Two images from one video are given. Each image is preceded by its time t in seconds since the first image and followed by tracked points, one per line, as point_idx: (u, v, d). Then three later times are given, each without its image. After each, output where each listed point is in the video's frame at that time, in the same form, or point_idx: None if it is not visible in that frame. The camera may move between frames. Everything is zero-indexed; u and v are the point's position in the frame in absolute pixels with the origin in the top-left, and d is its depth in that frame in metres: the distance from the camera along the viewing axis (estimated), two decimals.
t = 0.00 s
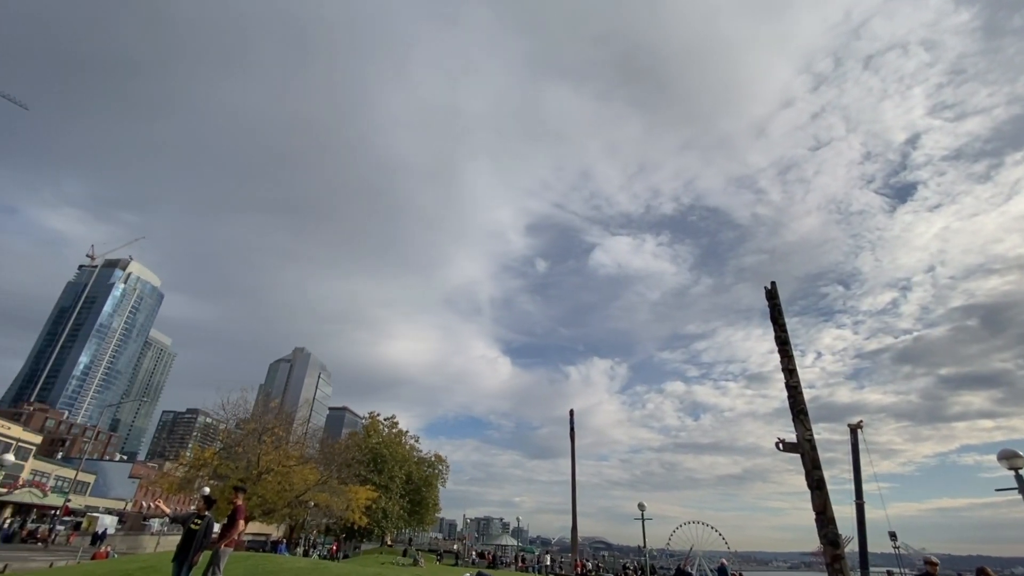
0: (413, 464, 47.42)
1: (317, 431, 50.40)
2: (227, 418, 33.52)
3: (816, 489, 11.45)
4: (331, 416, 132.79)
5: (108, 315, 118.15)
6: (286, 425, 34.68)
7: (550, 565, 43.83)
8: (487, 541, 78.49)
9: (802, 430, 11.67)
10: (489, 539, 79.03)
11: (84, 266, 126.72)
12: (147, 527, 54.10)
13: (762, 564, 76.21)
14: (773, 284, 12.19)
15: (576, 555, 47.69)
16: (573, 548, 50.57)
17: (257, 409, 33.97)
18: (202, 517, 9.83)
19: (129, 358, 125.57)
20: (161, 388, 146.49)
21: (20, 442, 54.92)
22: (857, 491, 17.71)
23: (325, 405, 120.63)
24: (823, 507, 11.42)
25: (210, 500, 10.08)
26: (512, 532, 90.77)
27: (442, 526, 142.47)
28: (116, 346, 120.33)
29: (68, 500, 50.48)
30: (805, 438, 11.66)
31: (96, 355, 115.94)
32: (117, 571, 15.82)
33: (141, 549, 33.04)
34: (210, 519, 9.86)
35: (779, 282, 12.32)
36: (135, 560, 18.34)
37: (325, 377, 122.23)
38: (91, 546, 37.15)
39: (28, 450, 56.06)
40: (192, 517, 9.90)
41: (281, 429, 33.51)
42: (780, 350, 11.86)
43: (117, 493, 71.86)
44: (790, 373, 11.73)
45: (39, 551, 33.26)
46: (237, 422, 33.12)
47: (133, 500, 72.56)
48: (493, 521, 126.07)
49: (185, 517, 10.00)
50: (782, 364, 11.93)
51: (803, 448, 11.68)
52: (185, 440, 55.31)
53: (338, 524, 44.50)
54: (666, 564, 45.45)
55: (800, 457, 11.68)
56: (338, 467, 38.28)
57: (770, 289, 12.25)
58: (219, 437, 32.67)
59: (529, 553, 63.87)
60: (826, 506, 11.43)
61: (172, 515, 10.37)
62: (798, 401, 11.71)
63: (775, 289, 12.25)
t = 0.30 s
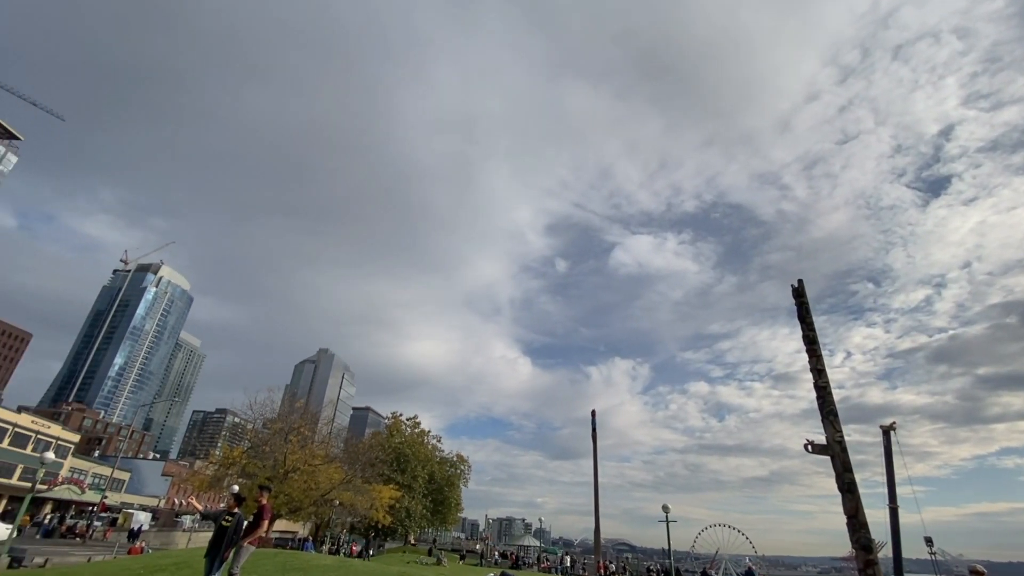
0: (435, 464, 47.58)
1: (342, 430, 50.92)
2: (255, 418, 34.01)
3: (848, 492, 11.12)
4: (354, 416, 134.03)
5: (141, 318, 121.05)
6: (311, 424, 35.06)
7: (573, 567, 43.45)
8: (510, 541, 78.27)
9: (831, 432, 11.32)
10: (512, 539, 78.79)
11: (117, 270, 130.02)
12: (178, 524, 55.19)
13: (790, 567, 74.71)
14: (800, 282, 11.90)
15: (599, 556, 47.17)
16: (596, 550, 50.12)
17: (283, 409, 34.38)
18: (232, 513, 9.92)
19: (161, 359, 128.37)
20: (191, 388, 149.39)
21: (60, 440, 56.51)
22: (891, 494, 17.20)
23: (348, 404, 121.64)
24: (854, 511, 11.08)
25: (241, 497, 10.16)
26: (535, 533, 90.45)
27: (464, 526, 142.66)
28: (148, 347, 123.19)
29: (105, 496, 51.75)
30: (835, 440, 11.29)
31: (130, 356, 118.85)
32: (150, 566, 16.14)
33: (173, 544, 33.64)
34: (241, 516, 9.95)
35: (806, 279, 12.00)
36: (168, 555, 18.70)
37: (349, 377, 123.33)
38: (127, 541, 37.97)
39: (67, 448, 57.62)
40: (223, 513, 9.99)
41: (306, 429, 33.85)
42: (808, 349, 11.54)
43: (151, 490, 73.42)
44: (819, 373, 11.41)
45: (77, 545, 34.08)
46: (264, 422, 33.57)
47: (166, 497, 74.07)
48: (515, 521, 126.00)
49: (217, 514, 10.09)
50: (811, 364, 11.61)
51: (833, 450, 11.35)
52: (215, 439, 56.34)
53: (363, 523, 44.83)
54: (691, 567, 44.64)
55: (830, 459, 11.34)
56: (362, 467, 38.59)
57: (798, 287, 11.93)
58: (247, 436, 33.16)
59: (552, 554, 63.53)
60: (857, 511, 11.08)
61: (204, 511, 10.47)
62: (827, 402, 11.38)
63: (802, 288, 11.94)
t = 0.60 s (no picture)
0: (457, 463, 47.68)
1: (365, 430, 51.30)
2: (281, 418, 34.41)
3: (880, 494, 10.80)
4: (377, 416, 135.14)
5: (171, 321, 123.65)
6: (335, 424, 35.38)
7: (597, 568, 43.13)
8: (532, 540, 78.00)
9: (862, 433, 11.01)
10: (534, 539, 78.53)
11: (149, 274, 133.01)
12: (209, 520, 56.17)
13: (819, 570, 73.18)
14: (828, 279, 11.58)
15: (622, 557, 46.76)
16: (620, 552, 49.58)
17: (307, 408, 34.75)
18: (262, 510, 9.98)
19: (191, 361, 130.97)
20: (220, 388, 152.08)
21: (96, 438, 57.89)
22: (925, 496, 16.70)
23: (371, 404, 122.60)
24: (886, 514, 10.76)
25: (270, 495, 10.23)
26: (558, 533, 90.05)
27: (486, 526, 142.81)
28: (179, 349, 125.72)
29: (139, 493, 52.86)
30: (866, 441, 10.99)
31: (162, 358, 121.39)
32: (183, 561, 16.42)
33: (204, 541, 34.19)
34: (269, 514, 10.00)
35: (833, 276, 11.69)
36: (198, 551, 18.97)
37: (371, 377, 124.27)
38: (161, 537, 38.70)
39: (103, 446, 59.00)
40: (253, 510, 10.08)
41: (331, 428, 34.16)
42: (837, 348, 11.24)
43: (182, 487, 74.86)
44: (849, 373, 11.11)
45: (113, 541, 34.86)
46: (290, 421, 33.95)
47: (196, 494, 75.46)
48: (537, 521, 125.68)
49: (246, 512, 10.21)
50: (841, 363, 11.32)
51: (864, 451, 11.03)
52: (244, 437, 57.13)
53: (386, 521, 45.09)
54: (716, 569, 43.95)
55: (861, 460, 11.04)
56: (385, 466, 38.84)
57: (825, 285, 11.63)
58: (273, 436, 33.56)
59: (575, 554, 63.19)
60: (890, 514, 10.76)
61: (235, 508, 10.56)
62: (857, 402, 11.07)
63: (830, 285, 11.63)
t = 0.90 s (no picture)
0: (478, 463, 47.75)
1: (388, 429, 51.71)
2: (305, 417, 34.82)
3: (913, 497, 10.45)
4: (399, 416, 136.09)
5: (199, 323, 126.16)
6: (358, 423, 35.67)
7: (620, 568, 42.82)
8: (555, 540, 77.76)
9: (893, 433, 10.68)
10: (557, 538, 78.27)
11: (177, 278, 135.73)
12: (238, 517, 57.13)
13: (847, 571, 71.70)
14: (856, 276, 11.26)
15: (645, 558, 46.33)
16: (643, 552, 49.10)
17: (331, 408, 35.09)
18: (288, 508, 10.01)
19: (218, 362, 133.39)
20: (246, 388, 154.65)
21: (130, 437, 59.30)
22: (960, 497, 16.19)
23: (393, 404, 123.43)
24: (920, 517, 10.41)
25: (296, 493, 10.26)
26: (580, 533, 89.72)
27: (507, 525, 142.95)
28: (207, 350, 128.20)
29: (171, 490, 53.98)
30: (898, 442, 10.65)
31: (191, 359, 123.93)
32: (213, 557, 16.65)
33: (233, 537, 34.72)
34: (296, 511, 10.03)
35: (861, 273, 11.35)
36: (228, 547, 19.28)
37: (393, 377, 125.12)
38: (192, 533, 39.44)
39: (136, 445, 60.41)
40: (280, 509, 10.11)
41: (354, 427, 34.48)
42: (866, 345, 10.93)
43: (211, 485, 76.31)
44: (879, 372, 10.80)
45: (147, 536, 35.67)
46: (314, 420, 34.33)
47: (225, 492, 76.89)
48: (559, 521, 125.38)
49: (274, 509, 10.26)
50: (870, 361, 11.02)
51: (896, 452, 10.69)
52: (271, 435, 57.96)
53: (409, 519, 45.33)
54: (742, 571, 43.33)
55: (893, 461, 10.68)
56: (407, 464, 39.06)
57: (853, 281, 11.31)
58: (298, 435, 33.93)
59: (597, 554, 62.84)
60: (924, 517, 10.41)
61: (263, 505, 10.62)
62: (888, 402, 10.75)
63: (858, 281, 11.31)
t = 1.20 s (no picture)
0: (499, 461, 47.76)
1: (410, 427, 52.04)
2: (329, 416, 35.11)
3: (948, 497, 10.11)
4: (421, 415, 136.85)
5: (226, 324, 128.47)
6: (380, 422, 35.89)
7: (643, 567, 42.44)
8: (578, 539, 77.36)
9: (927, 432, 10.35)
10: (580, 537, 77.90)
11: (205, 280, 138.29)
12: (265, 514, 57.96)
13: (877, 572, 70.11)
14: (886, 270, 10.93)
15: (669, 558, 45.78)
16: (667, 552, 48.61)
17: (354, 407, 35.35)
18: (315, 507, 10.06)
19: (244, 362, 135.64)
20: (271, 388, 156.90)
21: (162, 436, 60.62)
22: (997, 497, 15.65)
23: (414, 403, 124.17)
24: (954, 517, 10.08)
25: (322, 491, 10.30)
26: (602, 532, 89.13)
27: (529, 523, 142.85)
28: (233, 351, 130.41)
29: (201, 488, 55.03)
30: (932, 440, 10.30)
31: (218, 360, 126.27)
32: (244, 553, 16.80)
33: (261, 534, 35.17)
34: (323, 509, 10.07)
35: (891, 267, 11.00)
36: (258, 544, 19.48)
37: (414, 376, 125.88)
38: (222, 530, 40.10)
39: (167, 444, 61.71)
40: (307, 507, 10.17)
41: (376, 426, 34.73)
42: (897, 341, 10.61)
43: (239, 483, 77.62)
44: (911, 368, 10.48)
45: (180, 533, 36.42)
46: (337, 420, 34.62)
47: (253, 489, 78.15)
48: (580, 521, 124.79)
49: (300, 507, 10.32)
50: (902, 357, 10.71)
51: (929, 451, 10.37)
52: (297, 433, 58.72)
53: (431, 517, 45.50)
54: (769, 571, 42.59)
55: (926, 460, 10.34)
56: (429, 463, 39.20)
57: (882, 275, 10.99)
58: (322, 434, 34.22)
59: (620, 554, 62.36)
60: (958, 517, 10.08)
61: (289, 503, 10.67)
62: (920, 399, 10.42)
63: (887, 275, 10.99)
